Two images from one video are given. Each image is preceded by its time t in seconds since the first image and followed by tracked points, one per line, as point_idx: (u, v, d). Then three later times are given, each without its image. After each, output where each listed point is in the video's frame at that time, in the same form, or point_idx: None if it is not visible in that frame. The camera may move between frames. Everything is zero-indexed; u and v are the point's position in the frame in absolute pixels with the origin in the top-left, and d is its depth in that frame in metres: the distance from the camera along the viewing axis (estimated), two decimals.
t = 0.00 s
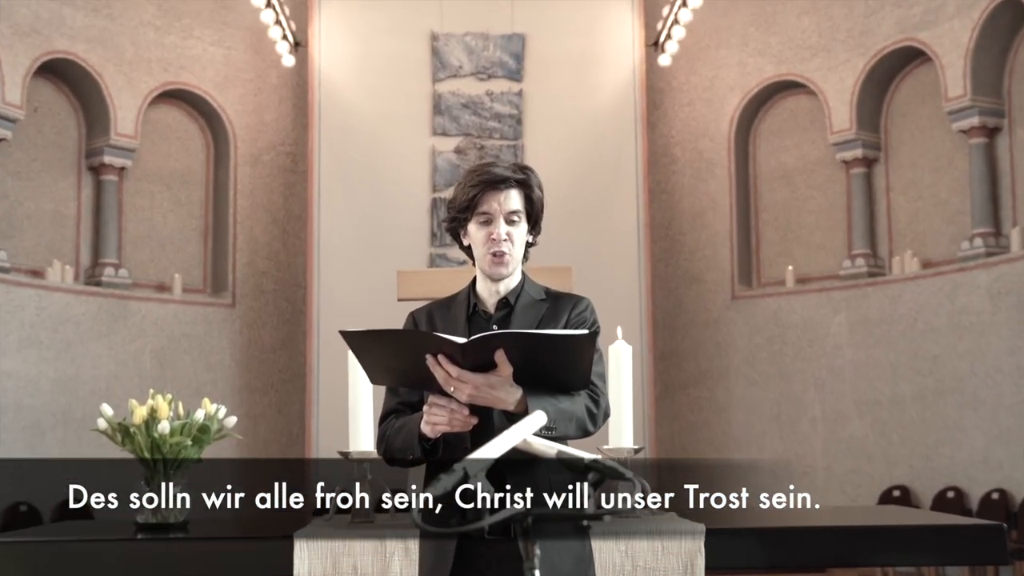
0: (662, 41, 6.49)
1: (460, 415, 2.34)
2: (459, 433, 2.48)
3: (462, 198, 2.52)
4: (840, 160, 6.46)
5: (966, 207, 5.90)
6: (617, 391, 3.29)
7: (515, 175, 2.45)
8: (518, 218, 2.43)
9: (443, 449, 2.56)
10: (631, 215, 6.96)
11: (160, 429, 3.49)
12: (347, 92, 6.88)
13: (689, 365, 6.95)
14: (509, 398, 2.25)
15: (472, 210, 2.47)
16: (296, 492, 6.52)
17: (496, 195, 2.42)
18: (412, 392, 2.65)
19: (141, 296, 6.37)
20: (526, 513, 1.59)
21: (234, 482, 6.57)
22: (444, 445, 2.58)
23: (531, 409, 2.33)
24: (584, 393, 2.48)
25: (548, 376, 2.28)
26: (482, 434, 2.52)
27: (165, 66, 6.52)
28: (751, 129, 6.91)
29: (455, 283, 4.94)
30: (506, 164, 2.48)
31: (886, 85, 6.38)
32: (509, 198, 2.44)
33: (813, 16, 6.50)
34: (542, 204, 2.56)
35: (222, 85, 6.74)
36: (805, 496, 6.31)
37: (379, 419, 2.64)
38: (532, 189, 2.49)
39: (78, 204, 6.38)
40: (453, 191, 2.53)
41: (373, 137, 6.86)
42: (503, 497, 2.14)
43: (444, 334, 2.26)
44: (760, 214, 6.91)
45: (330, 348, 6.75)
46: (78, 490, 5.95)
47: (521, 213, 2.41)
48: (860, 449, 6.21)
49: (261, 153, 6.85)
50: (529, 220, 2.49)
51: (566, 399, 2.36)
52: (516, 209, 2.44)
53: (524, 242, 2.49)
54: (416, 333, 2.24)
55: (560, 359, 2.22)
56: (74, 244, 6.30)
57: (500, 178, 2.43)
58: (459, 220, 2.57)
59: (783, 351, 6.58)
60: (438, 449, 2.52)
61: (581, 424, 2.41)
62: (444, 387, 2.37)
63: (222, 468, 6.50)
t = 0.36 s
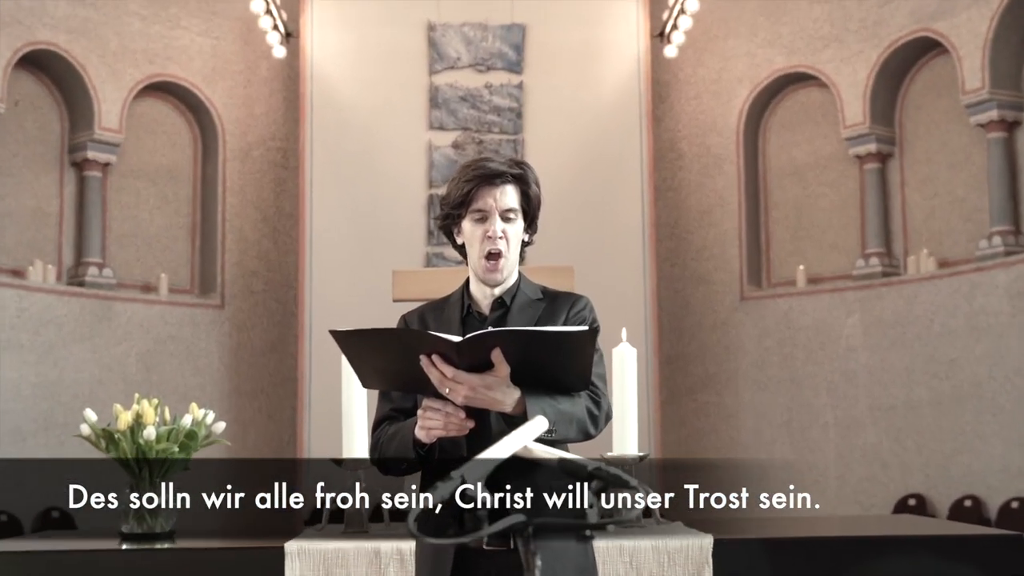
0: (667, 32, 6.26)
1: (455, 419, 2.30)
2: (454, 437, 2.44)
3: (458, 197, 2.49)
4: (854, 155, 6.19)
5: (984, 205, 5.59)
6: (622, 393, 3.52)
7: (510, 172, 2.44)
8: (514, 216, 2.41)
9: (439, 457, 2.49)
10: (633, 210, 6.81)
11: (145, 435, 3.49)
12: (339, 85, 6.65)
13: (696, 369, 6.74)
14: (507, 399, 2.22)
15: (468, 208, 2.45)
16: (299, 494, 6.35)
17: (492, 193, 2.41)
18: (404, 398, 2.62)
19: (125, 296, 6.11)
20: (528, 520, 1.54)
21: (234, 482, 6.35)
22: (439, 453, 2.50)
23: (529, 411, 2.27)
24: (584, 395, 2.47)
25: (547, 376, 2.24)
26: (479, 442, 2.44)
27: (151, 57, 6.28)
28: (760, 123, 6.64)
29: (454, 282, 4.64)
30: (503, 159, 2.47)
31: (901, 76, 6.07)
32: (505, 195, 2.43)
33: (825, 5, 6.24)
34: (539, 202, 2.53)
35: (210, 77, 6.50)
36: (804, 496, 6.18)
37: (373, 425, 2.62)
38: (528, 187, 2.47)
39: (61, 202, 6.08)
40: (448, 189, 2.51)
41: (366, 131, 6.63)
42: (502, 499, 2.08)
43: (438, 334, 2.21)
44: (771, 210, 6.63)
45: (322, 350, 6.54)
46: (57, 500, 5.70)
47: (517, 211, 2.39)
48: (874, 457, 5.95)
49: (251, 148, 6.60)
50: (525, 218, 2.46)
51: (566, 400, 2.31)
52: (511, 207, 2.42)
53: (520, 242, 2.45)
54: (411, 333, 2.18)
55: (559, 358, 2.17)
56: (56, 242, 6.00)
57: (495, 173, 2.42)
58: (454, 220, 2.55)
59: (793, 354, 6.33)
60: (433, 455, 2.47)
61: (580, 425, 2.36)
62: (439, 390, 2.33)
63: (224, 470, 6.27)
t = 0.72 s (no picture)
0: (675, 21, 5.98)
1: (446, 423, 2.42)
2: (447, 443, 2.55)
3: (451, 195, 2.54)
4: (871, 149, 5.90)
5: (1010, 200, 5.31)
6: (628, 401, 3.20)
7: (504, 167, 2.49)
8: (507, 214, 2.46)
9: (430, 459, 2.61)
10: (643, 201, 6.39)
11: (128, 444, 3.39)
12: (330, 74, 6.34)
13: (705, 374, 6.43)
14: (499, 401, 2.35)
15: (461, 206, 2.50)
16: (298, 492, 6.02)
17: (485, 191, 2.45)
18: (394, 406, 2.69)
19: (105, 297, 5.81)
20: (527, 535, 1.66)
21: (235, 481, 6.07)
22: (431, 455, 2.62)
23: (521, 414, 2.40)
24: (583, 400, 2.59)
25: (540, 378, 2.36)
26: (471, 447, 2.57)
27: (133, 47, 5.99)
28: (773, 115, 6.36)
29: (450, 281, 4.32)
30: (496, 155, 2.51)
31: (920, 66, 5.80)
32: (498, 193, 2.47)
33: None
34: (536, 199, 2.56)
35: (194, 68, 6.22)
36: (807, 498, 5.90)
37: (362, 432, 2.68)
38: (520, 184, 2.51)
39: (37, 198, 5.79)
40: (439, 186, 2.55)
41: (358, 124, 6.32)
42: (504, 498, 2.23)
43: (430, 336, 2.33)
44: (783, 208, 6.34)
45: (312, 353, 6.15)
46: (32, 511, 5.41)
47: (509, 209, 2.45)
48: (892, 466, 5.65)
49: (238, 142, 6.32)
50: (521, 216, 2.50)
51: (560, 403, 2.43)
52: (505, 205, 2.47)
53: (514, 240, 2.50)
54: (403, 334, 2.30)
55: (554, 357, 2.29)
56: (31, 239, 5.71)
57: (489, 169, 2.47)
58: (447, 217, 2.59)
59: (806, 357, 6.05)
60: (423, 461, 2.59)
61: (574, 429, 2.48)
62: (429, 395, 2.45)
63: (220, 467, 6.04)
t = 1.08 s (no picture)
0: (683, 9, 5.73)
1: (443, 433, 2.26)
2: (442, 453, 2.39)
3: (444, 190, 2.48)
4: (888, 143, 5.64)
5: None
6: (632, 407, 2.91)
7: (501, 162, 2.44)
8: (503, 212, 2.43)
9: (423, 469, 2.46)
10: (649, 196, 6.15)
11: (108, 452, 3.04)
12: (322, 66, 6.08)
13: (715, 379, 6.16)
14: (497, 415, 2.17)
15: (457, 204, 2.45)
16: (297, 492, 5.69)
17: (482, 187, 2.42)
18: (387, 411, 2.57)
19: (85, 299, 5.54)
20: (529, 544, 1.39)
21: (236, 481, 5.85)
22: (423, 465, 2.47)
23: (520, 428, 2.23)
24: (585, 413, 2.44)
25: (541, 392, 2.18)
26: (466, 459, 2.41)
27: (116, 36, 5.73)
28: (785, 107, 6.12)
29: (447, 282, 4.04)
30: (491, 150, 2.46)
31: (941, 55, 5.53)
32: (494, 189, 2.43)
33: None
34: (533, 196, 2.52)
35: (180, 58, 5.96)
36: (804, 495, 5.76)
37: (352, 441, 2.53)
38: (516, 179, 2.47)
39: (14, 193, 5.51)
40: (431, 181, 2.50)
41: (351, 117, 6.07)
42: (502, 499, 2.15)
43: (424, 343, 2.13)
44: (794, 204, 6.08)
45: (301, 357, 5.93)
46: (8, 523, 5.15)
47: (505, 206, 2.42)
48: (910, 475, 5.38)
49: (225, 136, 6.06)
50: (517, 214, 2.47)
51: (562, 418, 2.29)
52: (502, 201, 2.43)
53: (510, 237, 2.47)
54: (396, 341, 2.09)
55: (557, 373, 2.10)
56: (7, 237, 5.43)
57: (484, 165, 2.42)
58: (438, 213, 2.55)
59: (819, 361, 5.79)
60: (416, 471, 2.41)
61: (576, 446, 2.32)
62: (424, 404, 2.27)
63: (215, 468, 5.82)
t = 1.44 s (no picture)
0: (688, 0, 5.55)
1: (442, 439, 2.09)
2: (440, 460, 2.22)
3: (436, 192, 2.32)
4: (900, 138, 5.45)
5: None
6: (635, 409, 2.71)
7: (496, 163, 2.28)
8: (500, 214, 2.27)
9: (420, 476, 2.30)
10: (653, 193, 6.00)
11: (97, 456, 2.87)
12: (316, 59, 5.91)
13: (721, 382, 6.00)
14: (498, 422, 2.00)
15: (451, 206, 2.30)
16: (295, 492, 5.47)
17: (477, 190, 2.26)
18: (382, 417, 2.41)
19: (71, 300, 5.37)
20: (530, 552, 1.30)
21: (236, 480, 5.70)
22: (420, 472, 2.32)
23: (521, 436, 2.06)
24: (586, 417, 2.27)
25: (542, 398, 2.01)
26: (463, 467, 2.24)
27: (102, 28, 5.56)
28: (794, 101, 5.95)
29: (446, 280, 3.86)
30: (485, 147, 2.30)
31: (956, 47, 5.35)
32: (490, 190, 2.27)
33: None
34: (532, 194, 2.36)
35: (169, 50, 5.79)
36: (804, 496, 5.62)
37: (345, 449, 2.37)
38: (513, 179, 2.31)
39: None
40: (423, 181, 2.34)
41: (347, 112, 5.90)
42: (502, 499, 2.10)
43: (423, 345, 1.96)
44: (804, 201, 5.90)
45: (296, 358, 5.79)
46: None
47: (502, 207, 2.26)
48: (924, 482, 5.20)
49: (216, 131, 5.89)
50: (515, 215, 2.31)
51: (564, 423, 2.12)
52: (499, 203, 2.27)
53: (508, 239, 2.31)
54: (392, 344, 1.93)
55: (558, 378, 1.93)
56: None
57: (480, 166, 2.26)
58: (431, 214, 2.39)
59: (829, 363, 5.62)
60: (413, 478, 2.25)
61: (579, 450, 2.15)
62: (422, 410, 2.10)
63: (208, 471, 5.66)
